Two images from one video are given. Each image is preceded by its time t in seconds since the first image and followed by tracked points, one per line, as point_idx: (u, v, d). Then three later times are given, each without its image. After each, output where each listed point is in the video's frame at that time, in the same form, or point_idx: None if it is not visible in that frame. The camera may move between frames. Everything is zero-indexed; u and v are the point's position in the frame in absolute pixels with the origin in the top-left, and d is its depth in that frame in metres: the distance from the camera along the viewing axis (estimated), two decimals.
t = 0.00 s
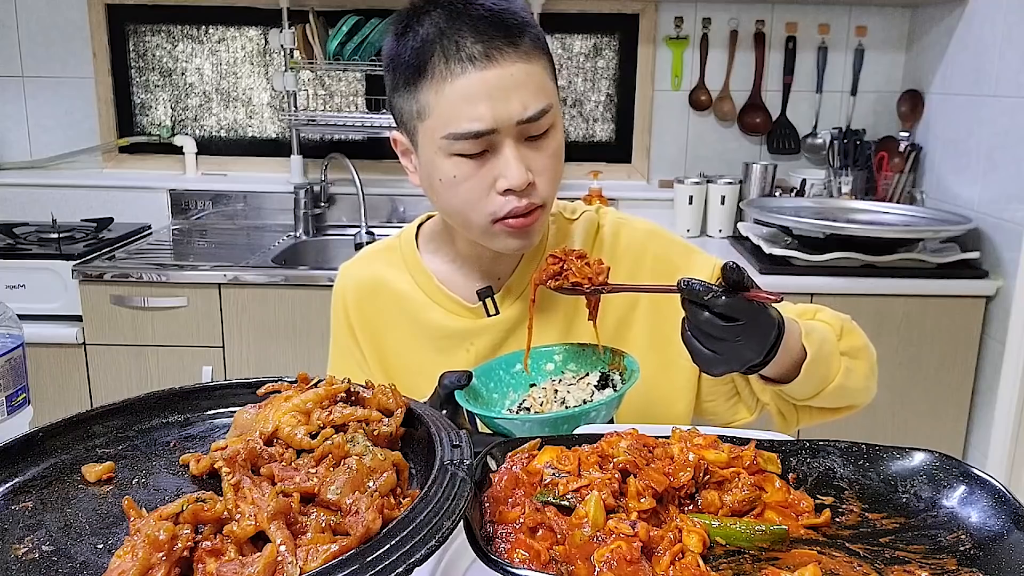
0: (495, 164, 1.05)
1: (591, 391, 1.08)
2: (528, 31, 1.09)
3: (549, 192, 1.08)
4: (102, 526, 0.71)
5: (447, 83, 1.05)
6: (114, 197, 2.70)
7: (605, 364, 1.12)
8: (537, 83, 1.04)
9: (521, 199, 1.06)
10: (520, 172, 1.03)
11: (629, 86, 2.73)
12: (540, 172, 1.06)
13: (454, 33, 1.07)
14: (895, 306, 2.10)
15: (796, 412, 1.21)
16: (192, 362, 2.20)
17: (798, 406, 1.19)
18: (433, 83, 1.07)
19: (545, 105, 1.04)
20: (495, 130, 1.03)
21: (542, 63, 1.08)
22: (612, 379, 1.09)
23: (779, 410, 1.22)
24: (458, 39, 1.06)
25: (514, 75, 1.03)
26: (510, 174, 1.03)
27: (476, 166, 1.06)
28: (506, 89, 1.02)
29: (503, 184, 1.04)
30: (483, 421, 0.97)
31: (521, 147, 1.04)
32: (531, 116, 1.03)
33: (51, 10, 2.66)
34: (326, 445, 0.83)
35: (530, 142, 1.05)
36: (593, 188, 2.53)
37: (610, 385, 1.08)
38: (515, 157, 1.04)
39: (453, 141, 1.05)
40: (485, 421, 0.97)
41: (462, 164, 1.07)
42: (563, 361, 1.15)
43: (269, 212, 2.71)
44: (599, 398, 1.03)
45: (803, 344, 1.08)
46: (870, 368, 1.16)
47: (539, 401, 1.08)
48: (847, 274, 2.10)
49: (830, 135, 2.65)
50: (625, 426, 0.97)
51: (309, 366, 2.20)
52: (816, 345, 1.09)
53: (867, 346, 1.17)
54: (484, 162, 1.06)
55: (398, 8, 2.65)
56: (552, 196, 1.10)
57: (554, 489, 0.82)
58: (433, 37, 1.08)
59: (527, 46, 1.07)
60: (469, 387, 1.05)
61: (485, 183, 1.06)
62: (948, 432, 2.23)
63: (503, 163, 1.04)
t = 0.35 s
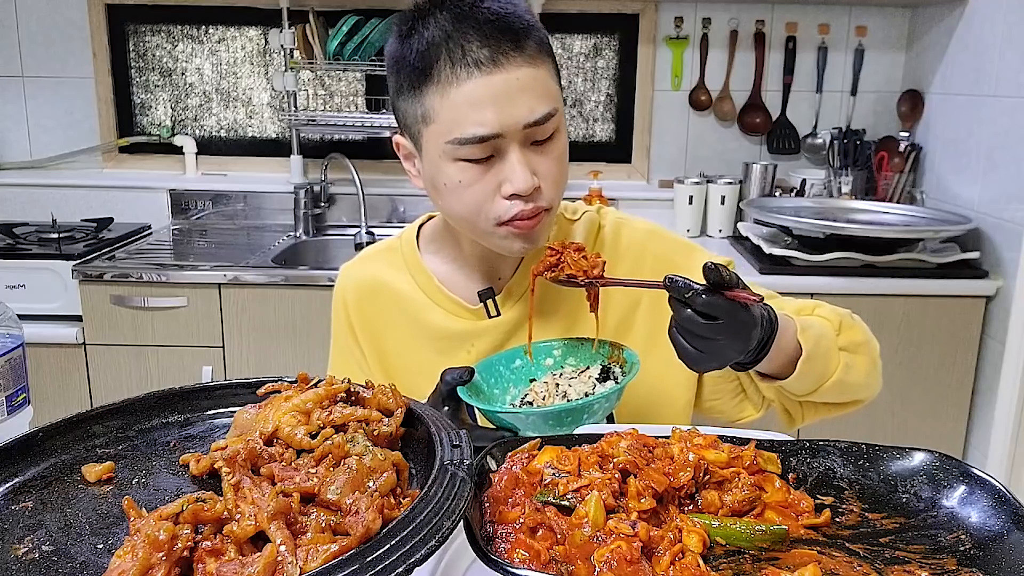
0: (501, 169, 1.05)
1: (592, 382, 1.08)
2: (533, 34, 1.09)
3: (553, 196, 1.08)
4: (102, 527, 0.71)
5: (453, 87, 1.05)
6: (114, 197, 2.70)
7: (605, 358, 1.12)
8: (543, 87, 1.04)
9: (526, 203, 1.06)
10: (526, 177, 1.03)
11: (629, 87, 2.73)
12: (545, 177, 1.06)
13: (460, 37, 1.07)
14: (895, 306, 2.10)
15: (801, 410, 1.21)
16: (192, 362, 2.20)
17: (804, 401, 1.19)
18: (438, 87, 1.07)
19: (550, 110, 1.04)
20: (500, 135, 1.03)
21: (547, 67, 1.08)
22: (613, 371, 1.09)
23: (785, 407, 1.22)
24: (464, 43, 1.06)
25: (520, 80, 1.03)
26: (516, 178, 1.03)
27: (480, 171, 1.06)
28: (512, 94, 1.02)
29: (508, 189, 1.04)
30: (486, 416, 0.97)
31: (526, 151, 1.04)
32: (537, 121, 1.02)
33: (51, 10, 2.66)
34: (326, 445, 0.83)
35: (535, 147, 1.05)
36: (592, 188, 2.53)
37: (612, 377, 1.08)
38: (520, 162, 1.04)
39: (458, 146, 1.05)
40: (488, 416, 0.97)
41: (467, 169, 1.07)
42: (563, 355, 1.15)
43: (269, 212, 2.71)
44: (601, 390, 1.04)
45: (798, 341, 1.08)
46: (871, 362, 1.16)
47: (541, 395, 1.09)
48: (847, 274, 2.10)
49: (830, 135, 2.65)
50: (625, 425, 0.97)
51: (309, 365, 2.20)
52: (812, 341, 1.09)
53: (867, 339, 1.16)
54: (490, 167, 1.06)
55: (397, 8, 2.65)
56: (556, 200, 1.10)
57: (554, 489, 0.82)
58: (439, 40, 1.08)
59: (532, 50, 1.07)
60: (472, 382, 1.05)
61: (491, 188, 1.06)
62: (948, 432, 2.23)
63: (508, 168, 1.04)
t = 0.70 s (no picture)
0: (508, 169, 1.04)
1: (590, 376, 1.09)
2: (533, 34, 1.10)
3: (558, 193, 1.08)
4: (102, 527, 0.71)
5: (456, 88, 1.05)
6: (114, 197, 2.70)
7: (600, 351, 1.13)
8: (545, 84, 1.05)
9: (534, 201, 1.05)
10: (534, 174, 1.03)
11: (629, 87, 2.73)
12: (551, 174, 1.06)
13: (461, 36, 1.07)
14: (895, 307, 2.10)
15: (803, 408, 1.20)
16: (192, 362, 2.21)
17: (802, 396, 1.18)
18: (441, 88, 1.07)
19: (553, 107, 1.05)
20: (506, 132, 1.03)
21: (546, 65, 1.09)
22: (610, 364, 1.10)
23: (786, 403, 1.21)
24: (465, 42, 1.06)
25: (523, 76, 1.03)
26: (524, 176, 1.03)
27: (487, 171, 1.05)
28: (517, 91, 1.02)
29: (516, 187, 1.04)
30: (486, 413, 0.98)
31: (532, 149, 1.04)
32: (541, 118, 1.03)
33: (51, 9, 2.66)
34: (326, 445, 0.83)
35: (540, 144, 1.06)
36: (592, 188, 2.53)
37: (609, 371, 1.09)
38: (527, 160, 1.04)
39: (465, 147, 1.04)
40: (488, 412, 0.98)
41: (474, 171, 1.06)
42: (558, 350, 1.16)
43: (269, 211, 2.71)
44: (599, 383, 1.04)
45: (782, 332, 1.09)
46: (865, 355, 1.15)
47: (540, 390, 1.08)
48: (847, 274, 2.10)
49: (830, 135, 2.65)
50: (625, 425, 0.97)
51: (309, 365, 2.20)
52: (797, 332, 1.09)
53: (859, 331, 1.15)
54: (496, 167, 1.05)
55: (397, 8, 2.65)
56: (561, 198, 1.10)
57: (554, 490, 0.82)
58: (439, 41, 1.08)
59: (532, 47, 1.08)
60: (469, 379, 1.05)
61: (498, 188, 1.05)
62: (948, 432, 2.23)
63: (514, 165, 1.04)
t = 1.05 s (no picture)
0: (515, 156, 1.04)
1: (591, 374, 1.09)
2: (528, 22, 1.10)
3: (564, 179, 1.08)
4: (102, 526, 0.71)
5: (457, 78, 1.05)
6: (114, 197, 2.70)
7: (600, 349, 1.14)
8: (544, 70, 1.06)
9: (543, 187, 1.05)
10: (542, 159, 1.03)
11: (630, 87, 2.73)
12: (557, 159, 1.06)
13: (456, 26, 1.07)
14: (895, 307, 2.10)
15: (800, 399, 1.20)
16: (192, 362, 2.20)
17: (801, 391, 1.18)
18: (443, 80, 1.07)
19: (554, 92, 1.05)
20: (510, 116, 1.03)
21: (544, 53, 1.09)
22: (611, 362, 1.10)
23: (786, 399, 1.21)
24: (460, 31, 1.06)
25: (522, 59, 1.04)
26: (532, 162, 1.03)
27: (495, 161, 1.05)
28: (519, 77, 1.03)
29: (525, 174, 1.04)
30: (488, 412, 0.98)
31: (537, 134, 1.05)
32: (544, 102, 1.04)
33: (51, 10, 2.66)
34: (327, 445, 0.83)
35: (544, 129, 1.06)
36: (592, 188, 2.53)
37: (610, 369, 1.09)
38: (533, 145, 1.04)
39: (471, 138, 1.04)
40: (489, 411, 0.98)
41: (481, 162, 1.06)
42: (558, 349, 1.16)
43: (269, 211, 2.71)
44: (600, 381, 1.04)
45: (764, 318, 1.08)
46: (856, 348, 1.13)
47: (541, 387, 1.07)
48: (847, 274, 2.10)
49: (830, 135, 2.65)
50: (624, 425, 0.97)
51: (309, 365, 2.19)
52: (779, 319, 1.08)
53: (849, 322, 1.14)
54: (503, 156, 1.05)
55: (397, 8, 2.65)
56: (567, 184, 1.10)
57: (555, 490, 0.82)
58: (435, 33, 1.08)
59: (528, 34, 1.09)
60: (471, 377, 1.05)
61: (507, 177, 1.05)
62: (948, 432, 2.23)
63: (520, 150, 1.04)
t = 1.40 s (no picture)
0: (519, 161, 1.04)
1: (588, 372, 1.09)
2: (530, 25, 1.11)
3: (567, 184, 1.08)
4: (102, 526, 0.71)
5: (461, 82, 1.05)
6: (114, 197, 2.70)
7: (597, 347, 1.13)
8: (548, 75, 1.06)
9: (546, 194, 1.05)
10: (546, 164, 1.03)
11: (630, 87, 2.73)
12: (561, 165, 1.06)
13: (459, 30, 1.07)
14: (895, 307, 2.10)
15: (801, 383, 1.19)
16: (192, 362, 2.20)
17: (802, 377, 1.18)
18: (446, 84, 1.06)
19: (559, 97, 1.05)
20: (514, 121, 1.03)
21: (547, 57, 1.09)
22: (608, 360, 1.10)
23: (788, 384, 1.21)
24: (463, 35, 1.06)
25: (525, 62, 1.04)
26: (536, 167, 1.03)
27: (498, 166, 1.05)
28: (522, 82, 1.03)
29: (528, 179, 1.04)
30: (486, 409, 0.98)
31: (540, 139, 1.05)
32: (548, 107, 1.04)
33: (50, 10, 2.66)
34: (326, 445, 0.83)
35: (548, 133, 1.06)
36: (592, 188, 2.53)
37: (607, 366, 1.09)
38: (537, 150, 1.04)
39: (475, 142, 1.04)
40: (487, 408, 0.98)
41: (485, 167, 1.05)
42: (554, 347, 1.16)
43: (269, 211, 2.71)
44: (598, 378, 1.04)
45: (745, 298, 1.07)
46: (846, 327, 1.11)
47: (538, 385, 1.08)
48: (847, 274, 2.10)
49: (830, 135, 2.65)
50: (624, 425, 0.97)
51: (309, 365, 2.19)
52: (762, 299, 1.07)
53: (838, 303, 1.12)
54: (507, 161, 1.05)
55: (397, 8, 2.65)
56: (571, 189, 1.10)
57: (555, 490, 0.82)
58: (438, 36, 1.09)
59: (531, 36, 1.09)
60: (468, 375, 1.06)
61: (511, 182, 1.05)
62: (948, 432, 2.23)
63: (523, 155, 1.04)
